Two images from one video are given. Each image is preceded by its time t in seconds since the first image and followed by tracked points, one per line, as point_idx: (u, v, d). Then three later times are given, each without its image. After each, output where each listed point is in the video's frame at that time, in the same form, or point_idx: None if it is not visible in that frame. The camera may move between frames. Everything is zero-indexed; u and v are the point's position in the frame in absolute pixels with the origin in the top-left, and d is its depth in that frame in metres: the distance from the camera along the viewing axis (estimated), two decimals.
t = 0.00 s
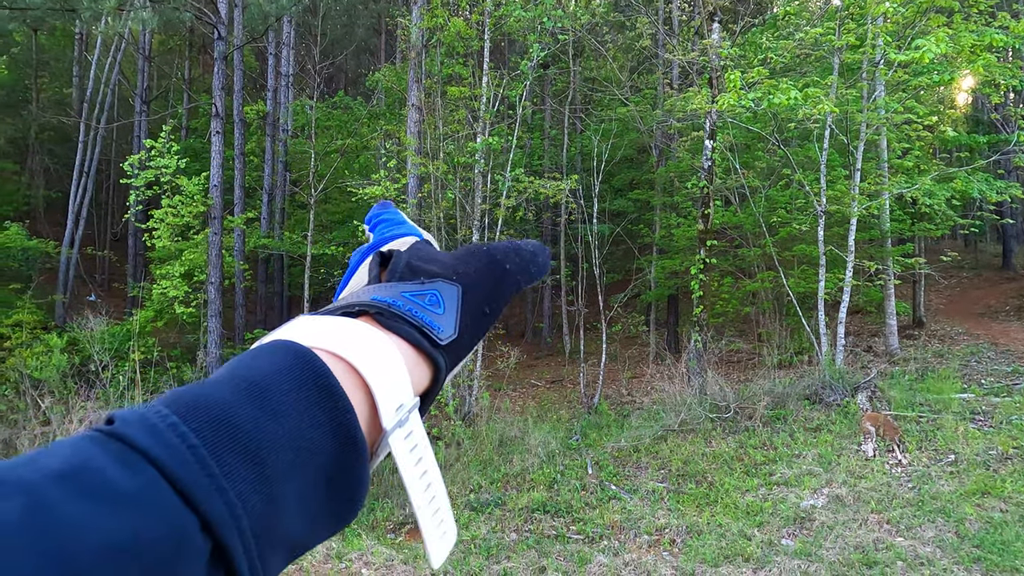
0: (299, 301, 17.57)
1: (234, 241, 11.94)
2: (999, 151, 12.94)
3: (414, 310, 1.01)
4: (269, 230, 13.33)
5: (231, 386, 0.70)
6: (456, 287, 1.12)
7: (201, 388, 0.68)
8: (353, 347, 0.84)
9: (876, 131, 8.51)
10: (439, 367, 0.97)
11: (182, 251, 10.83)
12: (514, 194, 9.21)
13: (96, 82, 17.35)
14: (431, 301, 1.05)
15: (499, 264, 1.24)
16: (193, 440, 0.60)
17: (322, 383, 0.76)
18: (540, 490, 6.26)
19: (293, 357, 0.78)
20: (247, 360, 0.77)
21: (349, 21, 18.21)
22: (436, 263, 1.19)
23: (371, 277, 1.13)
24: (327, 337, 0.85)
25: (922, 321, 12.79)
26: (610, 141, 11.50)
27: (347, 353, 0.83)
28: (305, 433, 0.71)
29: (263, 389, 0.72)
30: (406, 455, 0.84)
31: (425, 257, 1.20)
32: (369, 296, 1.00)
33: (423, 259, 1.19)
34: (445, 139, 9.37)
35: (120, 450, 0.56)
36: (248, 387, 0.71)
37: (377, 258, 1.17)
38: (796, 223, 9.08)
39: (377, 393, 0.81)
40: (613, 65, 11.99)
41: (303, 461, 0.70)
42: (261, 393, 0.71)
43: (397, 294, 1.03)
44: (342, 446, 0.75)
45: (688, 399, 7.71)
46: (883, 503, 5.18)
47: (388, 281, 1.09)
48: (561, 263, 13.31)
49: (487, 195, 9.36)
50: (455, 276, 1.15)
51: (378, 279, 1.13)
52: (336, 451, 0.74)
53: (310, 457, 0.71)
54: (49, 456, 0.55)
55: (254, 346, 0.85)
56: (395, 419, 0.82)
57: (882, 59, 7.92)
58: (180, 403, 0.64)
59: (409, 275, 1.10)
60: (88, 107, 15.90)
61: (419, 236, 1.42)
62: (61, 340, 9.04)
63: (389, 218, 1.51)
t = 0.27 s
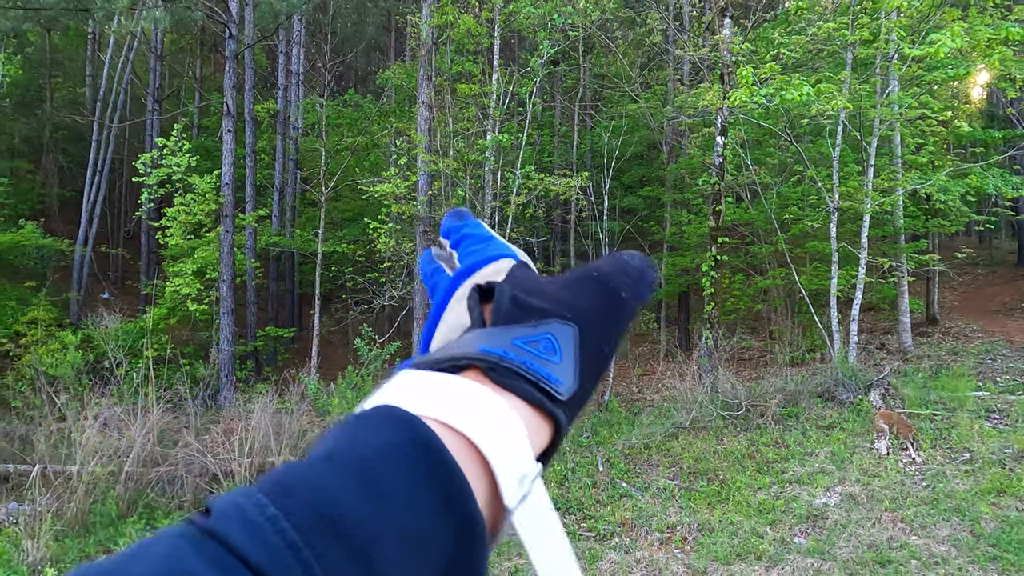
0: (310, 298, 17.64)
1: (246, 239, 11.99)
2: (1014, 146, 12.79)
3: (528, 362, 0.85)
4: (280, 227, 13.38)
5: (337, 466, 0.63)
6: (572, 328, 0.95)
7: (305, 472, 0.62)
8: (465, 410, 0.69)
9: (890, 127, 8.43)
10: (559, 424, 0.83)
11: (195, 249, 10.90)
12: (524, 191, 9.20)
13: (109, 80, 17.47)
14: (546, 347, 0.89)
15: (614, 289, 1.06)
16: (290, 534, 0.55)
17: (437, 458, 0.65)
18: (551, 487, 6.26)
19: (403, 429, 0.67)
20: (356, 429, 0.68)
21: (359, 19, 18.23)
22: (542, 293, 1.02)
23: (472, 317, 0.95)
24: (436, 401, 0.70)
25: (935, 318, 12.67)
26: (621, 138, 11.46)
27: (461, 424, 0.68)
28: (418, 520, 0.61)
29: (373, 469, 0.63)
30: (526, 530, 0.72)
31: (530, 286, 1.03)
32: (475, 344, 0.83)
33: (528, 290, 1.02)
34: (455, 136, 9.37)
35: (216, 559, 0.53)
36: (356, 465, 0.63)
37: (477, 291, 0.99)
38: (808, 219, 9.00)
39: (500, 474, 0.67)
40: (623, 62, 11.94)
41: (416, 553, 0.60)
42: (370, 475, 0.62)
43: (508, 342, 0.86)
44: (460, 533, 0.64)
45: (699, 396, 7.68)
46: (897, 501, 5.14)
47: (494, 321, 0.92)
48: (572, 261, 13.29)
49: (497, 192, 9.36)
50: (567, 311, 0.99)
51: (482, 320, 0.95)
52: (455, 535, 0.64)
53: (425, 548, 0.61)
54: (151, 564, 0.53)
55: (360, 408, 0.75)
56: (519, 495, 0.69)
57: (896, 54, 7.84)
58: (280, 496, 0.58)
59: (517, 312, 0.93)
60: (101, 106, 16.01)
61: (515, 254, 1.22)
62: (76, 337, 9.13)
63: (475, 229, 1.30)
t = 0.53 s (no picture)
0: (322, 295, 17.72)
1: (259, 236, 12.06)
2: None
3: (579, 399, 0.80)
4: (293, 225, 13.44)
5: (395, 518, 0.57)
6: (617, 359, 0.90)
7: (359, 531, 0.56)
8: (525, 454, 0.66)
9: (906, 122, 8.33)
10: (611, 457, 0.79)
11: (209, 246, 10.97)
12: (536, 188, 9.18)
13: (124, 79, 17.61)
14: (593, 380, 0.84)
15: (650, 313, 1.00)
16: None
17: (507, 502, 0.61)
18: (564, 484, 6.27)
19: (468, 471, 0.62)
20: (410, 481, 0.62)
21: (370, 17, 18.26)
22: (579, 322, 0.95)
23: (515, 355, 0.88)
24: (499, 445, 0.66)
25: (951, 316, 12.54)
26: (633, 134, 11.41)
27: (524, 467, 0.64)
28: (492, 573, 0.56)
29: (436, 515, 0.57)
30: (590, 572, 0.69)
31: (567, 316, 0.96)
32: (523, 383, 0.79)
33: (563, 321, 0.95)
34: (467, 133, 9.36)
35: None
36: (417, 517, 0.57)
37: (515, 322, 0.91)
38: (823, 216, 8.92)
39: (566, 516, 0.64)
40: (634, 58, 11.88)
41: None
42: (436, 524, 0.56)
43: (557, 380, 0.81)
44: None
45: (712, 394, 7.65)
46: (913, 500, 5.10)
47: (537, 359, 0.85)
48: (584, 258, 13.25)
49: (509, 190, 9.35)
50: (610, 341, 0.93)
51: (525, 358, 0.88)
52: None
53: None
54: None
55: (408, 458, 0.69)
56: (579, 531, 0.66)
57: (912, 49, 7.75)
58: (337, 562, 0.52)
59: (561, 348, 0.86)
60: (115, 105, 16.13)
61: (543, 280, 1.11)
62: (93, 334, 9.23)
63: (489, 257, 1.17)
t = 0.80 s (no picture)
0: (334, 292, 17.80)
1: (271, 234, 12.12)
2: None
3: (409, 352, 0.98)
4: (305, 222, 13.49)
5: (246, 455, 0.74)
6: (444, 317, 1.08)
7: (216, 463, 0.73)
8: (359, 401, 0.84)
9: (921, 116, 8.24)
10: (444, 402, 0.98)
11: (221, 244, 11.04)
12: (547, 185, 9.16)
13: (136, 78, 17.73)
14: (423, 337, 1.02)
15: (470, 278, 1.19)
16: (216, 514, 0.65)
17: (340, 439, 0.80)
18: (575, 481, 6.26)
19: (313, 420, 0.81)
20: (261, 429, 0.80)
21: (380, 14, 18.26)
22: (410, 290, 1.12)
23: (351, 320, 1.03)
24: (341, 397, 0.85)
25: (967, 312, 12.40)
26: (644, 130, 11.34)
27: (358, 411, 0.83)
28: (327, 492, 0.75)
29: (279, 451, 0.75)
30: (428, 495, 0.88)
31: (398, 286, 1.12)
32: (361, 341, 0.95)
33: (395, 289, 1.12)
34: (478, 130, 9.35)
35: (148, 534, 0.62)
36: (265, 455, 0.75)
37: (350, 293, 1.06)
38: (836, 212, 8.85)
39: (396, 447, 0.82)
40: (646, 53, 11.82)
41: (327, 517, 0.73)
42: (279, 457, 0.75)
43: (390, 338, 0.98)
44: (362, 503, 0.78)
45: (725, 391, 7.62)
46: (929, 498, 5.05)
47: (373, 323, 1.01)
48: (594, 254, 13.23)
49: (520, 186, 9.34)
50: (436, 303, 1.11)
51: (363, 323, 1.03)
52: (359, 501, 0.77)
53: (333, 515, 0.74)
54: (80, 549, 0.60)
55: (263, 411, 0.86)
56: (414, 464, 0.84)
57: (927, 42, 7.66)
58: (199, 482, 0.69)
59: (394, 312, 1.03)
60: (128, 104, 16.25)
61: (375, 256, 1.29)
62: (108, 331, 9.32)
63: (329, 241, 1.34)
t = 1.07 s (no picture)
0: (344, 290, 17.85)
1: (281, 231, 12.16)
2: None
3: (175, 318, 1.13)
4: (314, 220, 13.54)
5: (47, 392, 0.86)
6: (202, 290, 1.23)
7: (21, 398, 0.84)
8: (141, 353, 1.01)
9: (934, 111, 8.15)
10: (211, 357, 1.14)
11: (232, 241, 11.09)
12: (557, 181, 9.14)
13: (147, 77, 17.83)
14: (184, 305, 1.16)
15: (218, 261, 1.33)
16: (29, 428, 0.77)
17: (131, 383, 0.94)
18: (586, 478, 6.26)
19: (99, 370, 0.94)
20: (56, 375, 0.92)
21: (389, 11, 18.27)
22: (162, 274, 1.23)
23: (108, 306, 1.13)
24: (121, 355, 1.00)
25: (981, 309, 12.27)
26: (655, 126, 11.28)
27: (140, 358, 0.99)
28: (127, 420, 0.89)
29: (73, 386, 0.89)
30: (208, 428, 1.05)
31: (150, 269, 1.23)
32: (124, 314, 1.09)
33: (147, 275, 1.22)
34: (487, 127, 9.33)
35: None
36: (65, 391, 0.87)
37: (103, 282, 1.16)
38: (848, 208, 8.77)
39: (177, 385, 0.99)
40: (656, 49, 11.75)
41: (127, 436, 0.88)
42: (78, 393, 0.87)
43: (152, 309, 1.12)
44: (152, 433, 0.92)
45: (736, 388, 7.58)
46: (943, 497, 5.01)
47: (131, 301, 1.14)
48: (604, 251, 13.19)
49: (529, 183, 9.33)
50: (191, 277, 1.24)
51: (122, 305, 1.14)
52: (152, 432, 0.92)
53: (132, 439, 0.88)
54: None
55: (50, 365, 0.98)
56: (196, 401, 1.01)
57: (941, 36, 7.57)
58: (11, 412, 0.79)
59: (150, 289, 1.16)
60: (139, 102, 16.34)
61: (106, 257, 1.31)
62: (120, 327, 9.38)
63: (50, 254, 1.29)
